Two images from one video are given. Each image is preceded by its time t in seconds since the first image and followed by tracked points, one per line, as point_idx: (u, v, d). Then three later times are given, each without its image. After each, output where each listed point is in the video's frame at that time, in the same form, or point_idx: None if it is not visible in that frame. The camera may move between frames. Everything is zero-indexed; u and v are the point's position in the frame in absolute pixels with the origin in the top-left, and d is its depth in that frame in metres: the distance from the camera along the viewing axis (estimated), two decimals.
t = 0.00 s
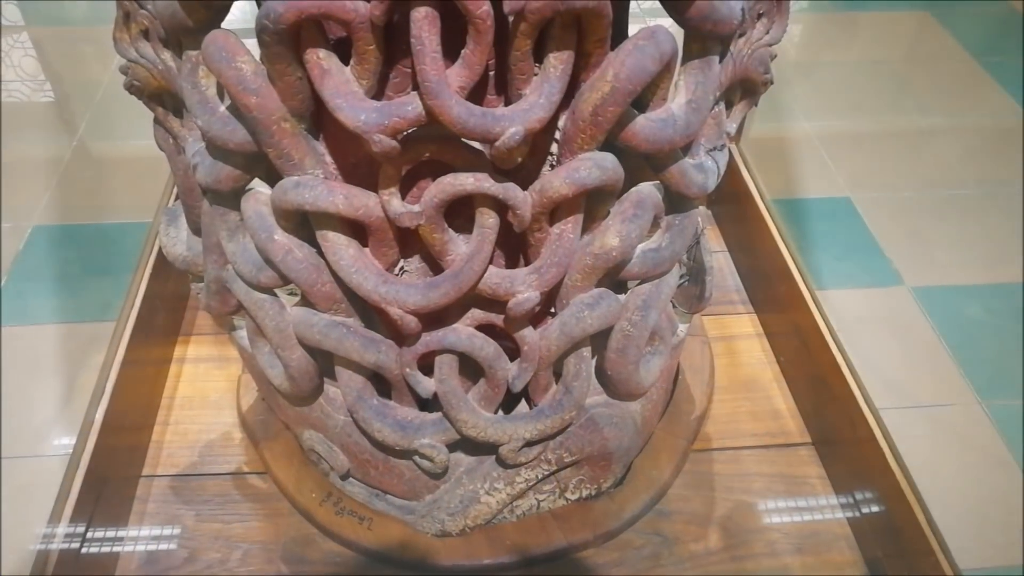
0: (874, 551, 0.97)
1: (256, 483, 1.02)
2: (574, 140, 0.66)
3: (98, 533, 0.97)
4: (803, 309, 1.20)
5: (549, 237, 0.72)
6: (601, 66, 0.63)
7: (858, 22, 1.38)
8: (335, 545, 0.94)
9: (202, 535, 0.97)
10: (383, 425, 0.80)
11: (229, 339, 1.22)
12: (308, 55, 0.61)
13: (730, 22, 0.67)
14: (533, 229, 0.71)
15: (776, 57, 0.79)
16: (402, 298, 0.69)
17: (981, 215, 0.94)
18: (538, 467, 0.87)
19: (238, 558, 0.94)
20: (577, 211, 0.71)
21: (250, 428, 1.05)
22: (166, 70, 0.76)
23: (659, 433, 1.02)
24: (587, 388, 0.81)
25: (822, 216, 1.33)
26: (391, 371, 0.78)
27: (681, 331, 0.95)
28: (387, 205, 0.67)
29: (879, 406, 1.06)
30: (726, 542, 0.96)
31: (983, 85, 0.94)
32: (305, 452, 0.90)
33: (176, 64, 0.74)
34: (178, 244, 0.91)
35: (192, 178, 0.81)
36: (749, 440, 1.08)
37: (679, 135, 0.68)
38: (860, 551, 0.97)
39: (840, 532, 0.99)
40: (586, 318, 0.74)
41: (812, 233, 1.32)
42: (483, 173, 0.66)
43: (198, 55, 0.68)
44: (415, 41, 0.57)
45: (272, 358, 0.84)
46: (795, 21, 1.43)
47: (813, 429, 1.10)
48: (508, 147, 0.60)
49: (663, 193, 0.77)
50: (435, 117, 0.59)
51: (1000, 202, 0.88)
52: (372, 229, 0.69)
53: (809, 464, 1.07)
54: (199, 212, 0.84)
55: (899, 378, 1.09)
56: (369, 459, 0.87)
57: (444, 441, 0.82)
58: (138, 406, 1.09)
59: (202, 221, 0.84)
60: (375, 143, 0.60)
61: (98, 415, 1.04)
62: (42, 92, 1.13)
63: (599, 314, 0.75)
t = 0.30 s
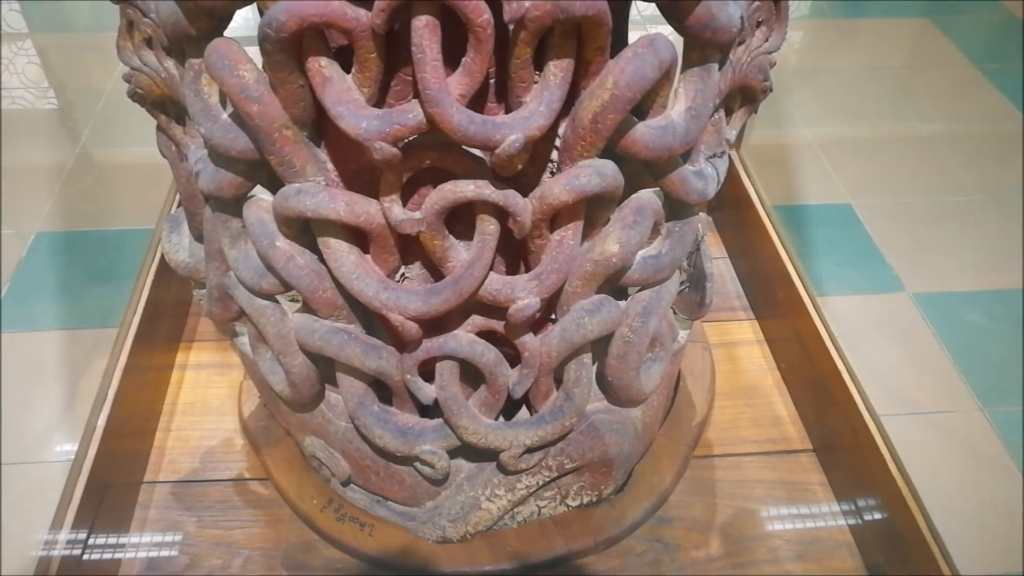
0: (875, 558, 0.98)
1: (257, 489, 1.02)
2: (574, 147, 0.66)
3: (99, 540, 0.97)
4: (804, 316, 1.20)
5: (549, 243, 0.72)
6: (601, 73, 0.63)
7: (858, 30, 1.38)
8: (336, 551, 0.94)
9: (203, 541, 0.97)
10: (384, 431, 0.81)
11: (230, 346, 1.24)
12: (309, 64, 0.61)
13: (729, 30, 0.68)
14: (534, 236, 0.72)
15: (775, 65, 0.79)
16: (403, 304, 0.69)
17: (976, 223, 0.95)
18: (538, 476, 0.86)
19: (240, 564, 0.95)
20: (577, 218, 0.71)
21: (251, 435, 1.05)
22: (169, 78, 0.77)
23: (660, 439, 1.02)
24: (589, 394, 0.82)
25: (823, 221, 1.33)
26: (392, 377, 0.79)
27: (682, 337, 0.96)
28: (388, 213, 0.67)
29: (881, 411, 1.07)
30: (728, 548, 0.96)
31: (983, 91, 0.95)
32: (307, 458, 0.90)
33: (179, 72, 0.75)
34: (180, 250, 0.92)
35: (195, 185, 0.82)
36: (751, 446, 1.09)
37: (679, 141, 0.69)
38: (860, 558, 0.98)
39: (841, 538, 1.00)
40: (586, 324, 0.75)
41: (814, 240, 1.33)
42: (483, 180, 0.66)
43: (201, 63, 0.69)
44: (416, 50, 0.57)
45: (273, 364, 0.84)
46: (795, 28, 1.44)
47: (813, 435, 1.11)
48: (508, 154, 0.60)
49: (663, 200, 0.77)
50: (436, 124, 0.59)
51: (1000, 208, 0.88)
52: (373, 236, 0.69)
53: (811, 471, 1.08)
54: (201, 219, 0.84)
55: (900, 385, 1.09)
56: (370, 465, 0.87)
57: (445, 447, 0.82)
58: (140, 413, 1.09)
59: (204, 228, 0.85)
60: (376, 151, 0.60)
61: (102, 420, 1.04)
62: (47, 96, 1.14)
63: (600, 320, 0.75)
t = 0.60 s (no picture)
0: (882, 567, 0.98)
1: (263, 495, 1.02)
2: (580, 152, 0.66)
3: (105, 546, 0.98)
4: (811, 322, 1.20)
5: (556, 248, 0.72)
6: (607, 79, 0.64)
7: (863, 36, 1.37)
8: (342, 556, 0.94)
9: (209, 546, 0.97)
10: (390, 436, 0.80)
11: (237, 351, 1.24)
12: (317, 69, 0.61)
13: (735, 35, 0.68)
14: (540, 240, 0.72)
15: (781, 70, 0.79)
16: (409, 309, 0.70)
17: (982, 230, 0.95)
18: (543, 482, 0.86)
19: (246, 569, 0.95)
20: (583, 223, 0.71)
21: (257, 440, 1.05)
22: (178, 84, 0.77)
23: (666, 445, 1.02)
24: (595, 400, 0.81)
25: (831, 229, 1.34)
26: (399, 382, 0.79)
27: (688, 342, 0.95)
28: (395, 217, 0.68)
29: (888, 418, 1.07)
30: (734, 556, 0.96)
31: (989, 97, 0.94)
32: (313, 463, 0.90)
33: (188, 78, 0.75)
34: (188, 255, 0.92)
35: (203, 190, 0.82)
36: (757, 453, 1.09)
37: (685, 146, 0.69)
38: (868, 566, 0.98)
39: (850, 546, 1.00)
40: (593, 329, 0.75)
41: (822, 248, 1.34)
42: (490, 185, 0.67)
43: (210, 69, 0.69)
44: (423, 55, 0.58)
45: (280, 369, 0.84)
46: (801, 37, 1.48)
47: (821, 441, 1.12)
48: (514, 159, 0.61)
49: (669, 205, 0.77)
50: (442, 130, 0.59)
51: (1005, 213, 0.88)
52: (380, 241, 0.69)
53: (819, 479, 1.08)
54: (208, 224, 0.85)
55: (906, 390, 1.09)
56: (376, 470, 0.87)
57: (451, 452, 0.82)
58: (146, 418, 1.10)
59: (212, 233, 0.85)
60: (383, 155, 0.60)
61: (109, 424, 1.04)
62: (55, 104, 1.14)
63: (606, 325, 0.75)
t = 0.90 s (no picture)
0: None
1: (272, 506, 1.03)
2: (589, 166, 0.67)
3: (114, 557, 0.98)
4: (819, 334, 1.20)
5: (564, 260, 0.72)
6: (615, 93, 0.64)
7: (869, 48, 1.38)
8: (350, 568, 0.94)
9: (219, 558, 0.98)
10: (399, 448, 0.81)
11: (247, 362, 1.25)
12: (329, 84, 0.62)
13: (742, 50, 0.68)
14: (549, 253, 0.72)
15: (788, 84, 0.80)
16: (419, 321, 0.70)
17: (989, 242, 0.95)
18: (552, 494, 0.86)
19: None
20: (592, 236, 0.72)
21: (266, 451, 1.06)
22: (191, 98, 0.78)
23: (674, 457, 1.02)
24: (604, 411, 0.82)
25: (838, 240, 1.34)
26: (408, 395, 0.79)
27: (696, 354, 0.96)
28: (405, 230, 0.68)
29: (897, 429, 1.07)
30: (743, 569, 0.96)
31: (995, 109, 0.95)
32: (322, 475, 0.90)
33: (200, 93, 0.76)
34: (199, 267, 0.93)
35: (214, 203, 0.83)
36: (766, 465, 1.09)
37: (694, 160, 0.69)
38: None
39: (859, 559, 1.00)
40: (601, 341, 0.75)
41: (829, 259, 1.34)
42: (499, 198, 0.67)
43: (222, 84, 0.70)
44: (433, 71, 0.58)
45: (289, 381, 0.85)
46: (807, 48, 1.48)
47: (829, 453, 1.12)
48: (524, 173, 0.61)
49: (677, 217, 0.78)
50: (452, 144, 0.60)
51: (1013, 225, 0.88)
52: (390, 254, 0.70)
53: (828, 492, 1.08)
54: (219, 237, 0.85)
55: (915, 404, 1.09)
56: (385, 482, 0.87)
57: (460, 464, 0.82)
58: (156, 429, 1.10)
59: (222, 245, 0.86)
60: (394, 169, 0.61)
61: (119, 435, 1.05)
62: (65, 114, 1.16)
63: (614, 337, 0.75)
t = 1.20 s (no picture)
0: None
1: (283, 516, 1.03)
2: (602, 179, 0.67)
3: (125, 564, 0.99)
4: (831, 347, 1.19)
5: (577, 272, 0.72)
6: (629, 106, 0.64)
7: (882, 60, 1.37)
8: None
9: (229, 567, 0.98)
10: (411, 459, 0.81)
11: (258, 372, 1.25)
12: (344, 96, 0.62)
13: (756, 63, 0.68)
14: (562, 265, 0.72)
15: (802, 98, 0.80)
16: (432, 333, 0.70)
17: (1001, 255, 0.95)
18: (563, 506, 0.86)
19: None
20: (604, 248, 0.71)
21: (277, 461, 1.06)
22: (206, 110, 0.78)
23: (686, 469, 1.01)
24: (615, 424, 0.81)
25: (851, 253, 1.35)
26: (419, 406, 0.79)
27: (708, 367, 0.95)
28: (419, 242, 0.68)
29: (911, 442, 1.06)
30: None
31: (1008, 122, 0.94)
32: (333, 485, 0.90)
33: (216, 104, 0.76)
34: (212, 277, 0.93)
35: (228, 214, 0.83)
36: (777, 479, 1.09)
37: (707, 172, 0.69)
38: None
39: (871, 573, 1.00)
40: (613, 354, 0.75)
41: (841, 272, 1.34)
42: (513, 210, 0.67)
43: (238, 95, 0.70)
44: (448, 83, 0.58)
45: (301, 391, 0.85)
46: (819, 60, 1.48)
47: (840, 466, 1.11)
48: (537, 185, 0.61)
49: (690, 230, 0.77)
50: (466, 156, 0.60)
51: None
52: (403, 265, 0.70)
53: (839, 505, 1.07)
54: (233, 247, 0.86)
55: (929, 418, 1.08)
56: (396, 493, 0.87)
57: (471, 476, 0.82)
58: (168, 438, 1.10)
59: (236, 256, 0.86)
60: (408, 181, 0.61)
61: (132, 443, 1.05)
62: (74, 124, 1.18)
63: (627, 349, 0.75)
